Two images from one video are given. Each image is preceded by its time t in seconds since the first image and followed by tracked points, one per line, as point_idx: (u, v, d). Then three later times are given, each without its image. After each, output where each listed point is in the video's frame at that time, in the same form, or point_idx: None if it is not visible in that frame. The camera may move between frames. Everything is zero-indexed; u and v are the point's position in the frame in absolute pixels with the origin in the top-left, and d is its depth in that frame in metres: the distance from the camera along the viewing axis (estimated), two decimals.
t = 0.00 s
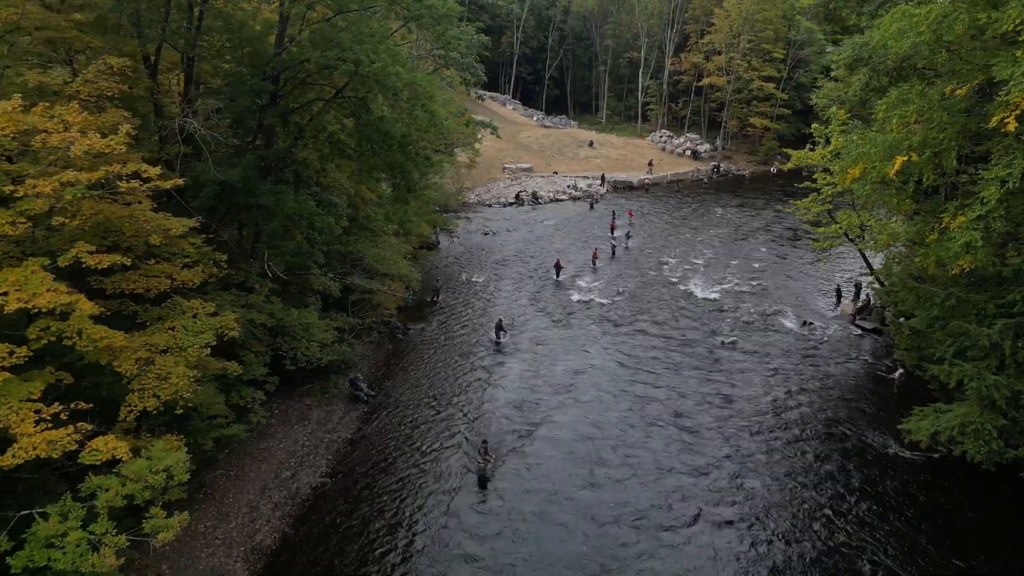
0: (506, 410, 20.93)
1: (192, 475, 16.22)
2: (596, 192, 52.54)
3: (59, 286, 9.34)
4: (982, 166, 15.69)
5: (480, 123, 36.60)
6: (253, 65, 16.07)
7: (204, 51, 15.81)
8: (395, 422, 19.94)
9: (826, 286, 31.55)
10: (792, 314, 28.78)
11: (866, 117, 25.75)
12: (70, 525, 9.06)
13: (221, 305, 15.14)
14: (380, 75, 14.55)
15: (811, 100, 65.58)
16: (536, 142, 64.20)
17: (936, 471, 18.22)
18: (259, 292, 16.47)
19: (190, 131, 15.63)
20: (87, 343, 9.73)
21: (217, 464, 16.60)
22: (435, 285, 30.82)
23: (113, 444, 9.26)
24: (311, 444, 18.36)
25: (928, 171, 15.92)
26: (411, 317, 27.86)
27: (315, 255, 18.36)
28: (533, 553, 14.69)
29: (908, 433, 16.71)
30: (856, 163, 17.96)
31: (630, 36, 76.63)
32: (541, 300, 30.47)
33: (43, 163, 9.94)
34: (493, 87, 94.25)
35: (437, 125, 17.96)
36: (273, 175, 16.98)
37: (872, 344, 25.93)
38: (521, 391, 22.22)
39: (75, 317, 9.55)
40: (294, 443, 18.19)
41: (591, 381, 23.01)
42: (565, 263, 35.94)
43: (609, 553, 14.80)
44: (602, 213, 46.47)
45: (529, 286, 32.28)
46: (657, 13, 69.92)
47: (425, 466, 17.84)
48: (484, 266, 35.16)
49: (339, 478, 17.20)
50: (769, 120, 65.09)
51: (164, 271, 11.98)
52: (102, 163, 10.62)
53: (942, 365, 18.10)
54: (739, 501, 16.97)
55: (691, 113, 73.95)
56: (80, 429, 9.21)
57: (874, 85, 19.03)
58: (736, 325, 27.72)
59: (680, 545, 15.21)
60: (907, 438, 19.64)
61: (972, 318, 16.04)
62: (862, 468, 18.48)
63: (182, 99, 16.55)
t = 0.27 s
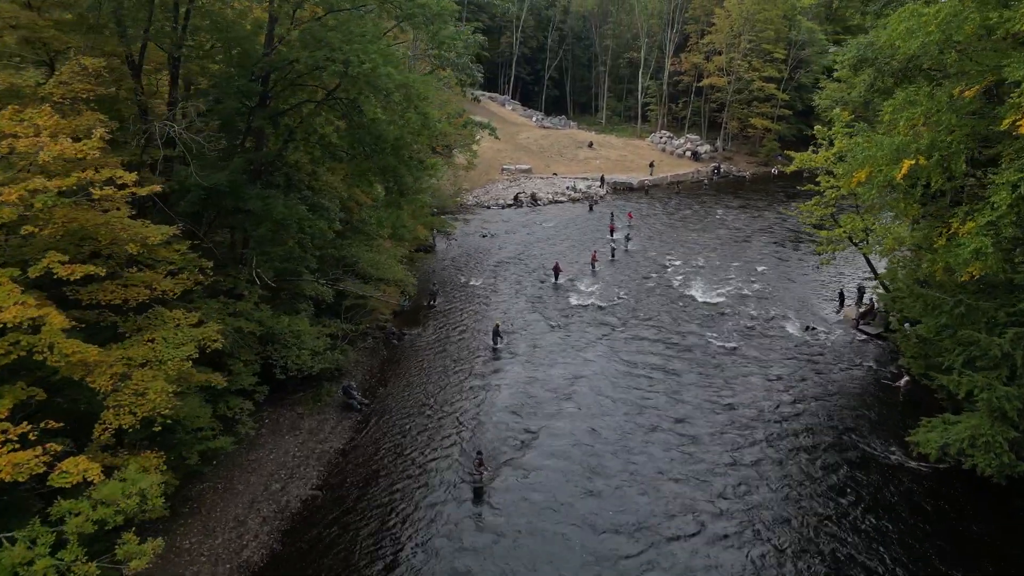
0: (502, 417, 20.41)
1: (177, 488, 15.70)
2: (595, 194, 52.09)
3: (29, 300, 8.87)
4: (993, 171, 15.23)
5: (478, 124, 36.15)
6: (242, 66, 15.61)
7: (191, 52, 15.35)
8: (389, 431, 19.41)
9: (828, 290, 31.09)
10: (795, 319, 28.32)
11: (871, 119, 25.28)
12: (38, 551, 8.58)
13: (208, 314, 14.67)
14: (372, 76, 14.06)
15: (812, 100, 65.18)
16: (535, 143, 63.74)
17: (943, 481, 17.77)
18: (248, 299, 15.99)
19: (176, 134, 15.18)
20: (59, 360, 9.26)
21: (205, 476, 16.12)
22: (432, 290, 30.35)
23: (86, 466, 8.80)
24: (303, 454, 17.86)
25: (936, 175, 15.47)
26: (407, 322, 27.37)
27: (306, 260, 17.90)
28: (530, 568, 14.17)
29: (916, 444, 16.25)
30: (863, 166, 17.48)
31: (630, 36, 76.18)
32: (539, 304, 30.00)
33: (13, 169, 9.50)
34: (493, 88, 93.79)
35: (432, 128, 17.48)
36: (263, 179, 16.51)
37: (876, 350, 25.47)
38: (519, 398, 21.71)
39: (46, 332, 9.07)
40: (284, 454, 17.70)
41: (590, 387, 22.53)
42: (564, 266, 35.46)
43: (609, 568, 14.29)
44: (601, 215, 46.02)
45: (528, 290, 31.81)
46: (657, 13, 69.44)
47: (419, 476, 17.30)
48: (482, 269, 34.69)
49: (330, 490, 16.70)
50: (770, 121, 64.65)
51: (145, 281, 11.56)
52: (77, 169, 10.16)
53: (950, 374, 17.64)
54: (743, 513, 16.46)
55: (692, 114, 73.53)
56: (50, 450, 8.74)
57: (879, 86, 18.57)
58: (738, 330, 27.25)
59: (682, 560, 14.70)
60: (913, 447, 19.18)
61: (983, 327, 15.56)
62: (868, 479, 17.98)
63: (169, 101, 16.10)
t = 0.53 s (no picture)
0: (499, 425, 19.92)
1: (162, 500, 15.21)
2: (595, 195, 51.65)
3: None
4: (1003, 175, 14.81)
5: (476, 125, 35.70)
6: (231, 67, 15.19)
7: (177, 52, 14.92)
8: (382, 440, 18.92)
9: (831, 294, 30.64)
10: (797, 323, 27.86)
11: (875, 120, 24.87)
12: None
13: (192, 322, 14.21)
14: (363, 78, 13.60)
15: (814, 101, 64.73)
16: (534, 144, 63.30)
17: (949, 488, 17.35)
18: (236, 305, 15.54)
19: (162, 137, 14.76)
20: (29, 374, 8.81)
21: (191, 489, 15.65)
22: (428, 293, 29.89)
23: (56, 487, 8.38)
24: (293, 465, 17.39)
25: (944, 179, 15.04)
26: (403, 326, 26.91)
27: (297, 265, 17.44)
28: None
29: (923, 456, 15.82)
30: (870, 170, 17.01)
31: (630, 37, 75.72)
32: (538, 308, 29.53)
33: None
34: (492, 88, 93.32)
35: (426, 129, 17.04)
36: (252, 183, 16.05)
37: (880, 355, 25.03)
38: (515, 405, 21.19)
39: (15, 346, 8.63)
40: (275, 465, 17.23)
41: (588, 394, 22.06)
42: (563, 268, 35.01)
43: None
44: (601, 216, 45.55)
45: (526, 293, 31.35)
46: (657, 13, 68.96)
47: (412, 488, 16.80)
48: (480, 272, 34.21)
49: (321, 502, 16.22)
50: (770, 122, 64.24)
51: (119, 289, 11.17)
52: (50, 174, 9.74)
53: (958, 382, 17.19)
54: (746, 524, 15.99)
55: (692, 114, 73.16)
56: (18, 472, 8.32)
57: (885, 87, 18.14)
58: (739, 335, 26.80)
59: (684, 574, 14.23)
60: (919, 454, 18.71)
61: (993, 335, 15.10)
62: (874, 489, 17.48)
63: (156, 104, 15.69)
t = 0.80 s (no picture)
0: (495, 434, 19.49)
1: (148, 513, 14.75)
2: (594, 196, 51.21)
3: None
4: (1013, 179, 14.38)
5: (474, 126, 35.25)
6: (219, 67, 14.77)
7: (164, 52, 14.50)
8: (376, 450, 18.49)
9: (833, 297, 30.20)
10: (799, 328, 27.42)
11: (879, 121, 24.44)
12: None
13: (178, 331, 13.78)
14: (353, 79, 13.21)
15: (815, 101, 64.25)
16: (533, 144, 62.85)
17: (957, 498, 16.89)
18: (224, 312, 15.12)
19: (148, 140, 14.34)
20: None
21: (177, 502, 15.21)
22: (425, 297, 29.46)
23: (25, 511, 7.96)
24: (284, 476, 16.96)
25: (953, 184, 14.62)
26: (398, 331, 26.47)
27: (288, 270, 17.00)
28: None
29: (930, 467, 15.39)
30: (876, 173, 16.59)
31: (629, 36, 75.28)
32: (536, 311, 29.09)
33: None
34: (491, 88, 92.82)
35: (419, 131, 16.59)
36: (241, 186, 15.63)
37: (883, 360, 24.60)
38: (512, 413, 20.77)
39: None
40: (264, 476, 16.79)
41: (587, 400, 21.62)
42: (561, 271, 34.56)
43: None
44: (600, 218, 45.11)
45: (524, 297, 30.91)
46: (657, 13, 68.35)
47: (406, 500, 16.37)
48: (477, 275, 33.77)
49: (311, 514, 15.78)
50: (771, 122, 63.82)
51: (97, 299, 10.77)
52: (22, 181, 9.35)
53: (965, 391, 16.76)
54: (749, 535, 15.54)
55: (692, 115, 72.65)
56: None
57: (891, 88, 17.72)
58: (740, 339, 26.38)
59: None
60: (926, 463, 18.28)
61: (1003, 344, 14.67)
62: (880, 499, 17.03)
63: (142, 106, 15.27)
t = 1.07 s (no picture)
0: (491, 442, 19.03)
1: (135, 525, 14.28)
2: (594, 198, 50.77)
3: None
4: None
5: (472, 127, 34.81)
6: (206, 68, 14.34)
7: (149, 51, 14.08)
8: (369, 459, 18.05)
9: (836, 301, 29.77)
10: (801, 332, 26.98)
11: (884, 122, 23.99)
12: None
13: (162, 339, 13.33)
14: (344, 80, 12.81)
15: (816, 101, 63.78)
16: (533, 145, 62.41)
17: (968, 508, 16.39)
18: (212, 319, 14.69)
19: (132, 142, 13.90)
20: None
21: (163, 514, 14.75)
22: (421, 301, 29.02)
23: None
24: (274, 487, 16.50)
25: (962, 188, 14.19)
26: (394, 335, 26.02)
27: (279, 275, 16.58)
28: None
29: (938, 479, 14.96)
30: (883, 177, 16.16)
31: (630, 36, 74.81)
32: (534, 315, 28.65)
33: None
34: (490, 88, 92.37)
35: (414, 132, 16.14)
36: (229, 190, 15.18)
37: (888, 366, 24.17)
38: (509, 420, 20.32)
39: None
40: (254, 486, 16.33)
41: (586, 407, 21.17)
42: (560, 274, 34.12)
43: None
44: (600, 219, 44.67)
45: (522, 300, 30.47)
46: (658, 12, 67.94)
47: (399, 512, 15.93)
48: (475, 278, 33.32)
49: (301, 527, 15.33)
50: (772, 123, 63.36)
51: (74, 309, 10.36)
52: None
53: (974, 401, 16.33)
54: (752, 548, 15.08)
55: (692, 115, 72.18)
56: None
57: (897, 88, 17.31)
58: (742, 343, 25.93)
59: None
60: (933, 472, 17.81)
61: (1013, 353, 14.23)
62: (887, 509, 16.56)
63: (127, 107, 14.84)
